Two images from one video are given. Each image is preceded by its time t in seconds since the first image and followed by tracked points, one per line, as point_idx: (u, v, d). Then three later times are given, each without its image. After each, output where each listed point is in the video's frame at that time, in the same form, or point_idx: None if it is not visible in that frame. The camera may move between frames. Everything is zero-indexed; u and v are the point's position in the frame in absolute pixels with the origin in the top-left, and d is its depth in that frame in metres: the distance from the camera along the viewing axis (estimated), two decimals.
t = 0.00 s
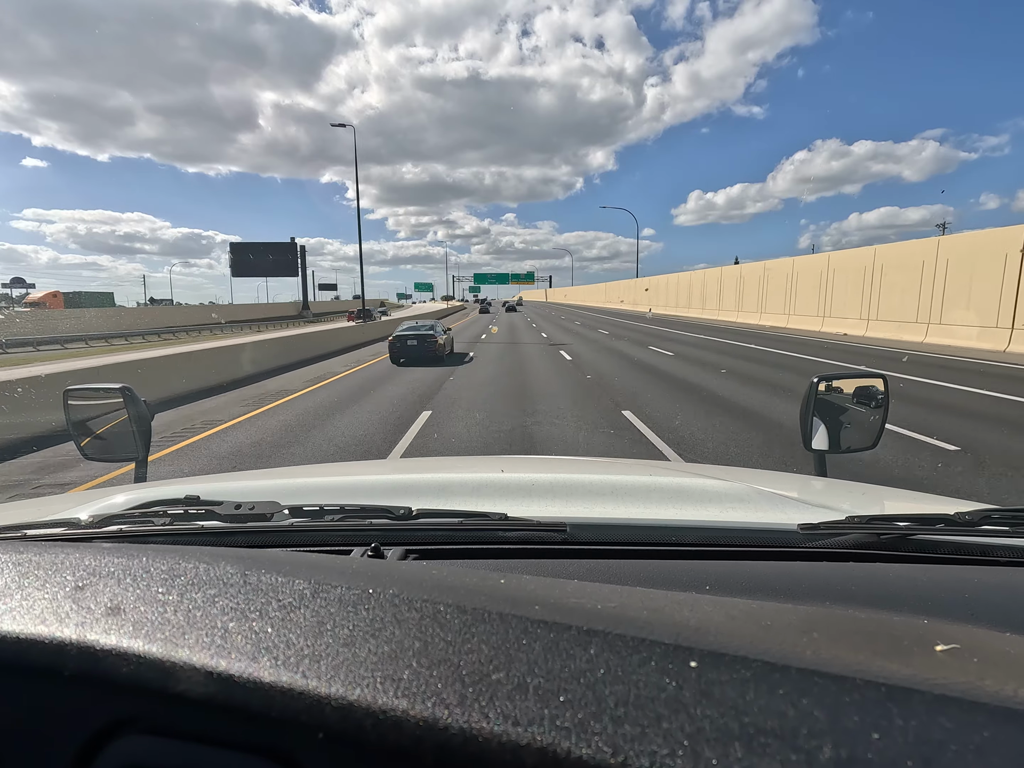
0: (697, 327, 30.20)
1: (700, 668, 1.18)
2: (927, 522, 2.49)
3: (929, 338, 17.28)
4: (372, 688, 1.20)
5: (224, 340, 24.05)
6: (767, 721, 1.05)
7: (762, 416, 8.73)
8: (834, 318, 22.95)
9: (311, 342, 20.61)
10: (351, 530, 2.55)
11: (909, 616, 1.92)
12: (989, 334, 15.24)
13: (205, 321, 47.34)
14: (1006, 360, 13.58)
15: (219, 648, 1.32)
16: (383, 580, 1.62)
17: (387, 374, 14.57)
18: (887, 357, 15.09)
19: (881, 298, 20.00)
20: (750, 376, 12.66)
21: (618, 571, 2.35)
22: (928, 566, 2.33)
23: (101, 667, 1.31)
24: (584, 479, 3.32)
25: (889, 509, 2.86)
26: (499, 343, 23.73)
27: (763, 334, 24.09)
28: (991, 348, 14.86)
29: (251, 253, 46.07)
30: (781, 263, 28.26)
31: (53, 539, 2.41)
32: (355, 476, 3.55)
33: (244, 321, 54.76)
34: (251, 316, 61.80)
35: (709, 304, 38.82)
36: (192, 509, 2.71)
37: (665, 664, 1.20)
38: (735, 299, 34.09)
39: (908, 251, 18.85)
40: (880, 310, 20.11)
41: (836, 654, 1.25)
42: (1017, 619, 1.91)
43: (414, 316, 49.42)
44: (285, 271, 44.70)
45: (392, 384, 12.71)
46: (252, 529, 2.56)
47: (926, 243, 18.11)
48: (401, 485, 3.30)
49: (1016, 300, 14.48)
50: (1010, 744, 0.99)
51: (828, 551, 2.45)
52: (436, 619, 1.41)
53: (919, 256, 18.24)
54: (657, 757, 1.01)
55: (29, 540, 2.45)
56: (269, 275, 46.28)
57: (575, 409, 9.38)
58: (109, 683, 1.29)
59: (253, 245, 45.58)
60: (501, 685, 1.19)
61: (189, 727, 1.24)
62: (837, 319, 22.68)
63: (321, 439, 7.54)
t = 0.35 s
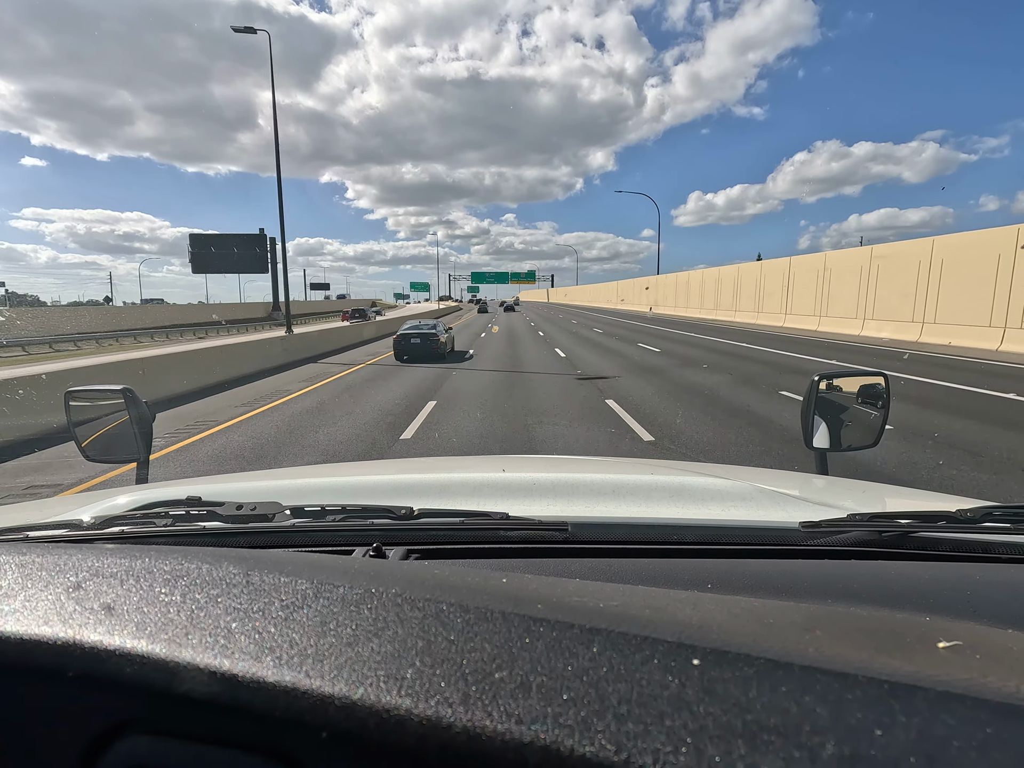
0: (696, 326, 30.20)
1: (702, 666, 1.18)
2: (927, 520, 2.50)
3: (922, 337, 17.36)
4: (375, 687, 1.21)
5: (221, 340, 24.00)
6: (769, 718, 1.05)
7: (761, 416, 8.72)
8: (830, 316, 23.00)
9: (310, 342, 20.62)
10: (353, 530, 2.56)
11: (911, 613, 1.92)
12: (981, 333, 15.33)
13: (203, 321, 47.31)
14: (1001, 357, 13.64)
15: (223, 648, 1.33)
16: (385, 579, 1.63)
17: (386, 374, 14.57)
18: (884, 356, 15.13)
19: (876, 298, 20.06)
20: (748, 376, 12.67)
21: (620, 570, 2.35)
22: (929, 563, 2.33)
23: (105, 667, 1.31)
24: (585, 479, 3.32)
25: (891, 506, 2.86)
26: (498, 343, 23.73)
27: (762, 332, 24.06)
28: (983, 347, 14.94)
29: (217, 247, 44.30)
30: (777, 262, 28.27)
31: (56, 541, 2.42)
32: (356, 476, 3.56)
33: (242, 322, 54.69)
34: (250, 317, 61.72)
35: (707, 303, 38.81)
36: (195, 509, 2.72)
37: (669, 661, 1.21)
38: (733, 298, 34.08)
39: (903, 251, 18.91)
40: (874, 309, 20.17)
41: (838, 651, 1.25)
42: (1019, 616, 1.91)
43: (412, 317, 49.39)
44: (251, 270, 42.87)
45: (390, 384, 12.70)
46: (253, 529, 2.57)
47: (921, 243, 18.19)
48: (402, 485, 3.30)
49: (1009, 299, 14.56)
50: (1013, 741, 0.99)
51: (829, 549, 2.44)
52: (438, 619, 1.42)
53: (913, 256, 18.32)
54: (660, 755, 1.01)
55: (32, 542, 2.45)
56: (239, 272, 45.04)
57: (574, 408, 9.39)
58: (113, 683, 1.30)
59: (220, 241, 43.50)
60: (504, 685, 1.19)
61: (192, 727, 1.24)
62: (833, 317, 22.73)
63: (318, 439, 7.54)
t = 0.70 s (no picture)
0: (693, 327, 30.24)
1: (701, 668, 1.19)
2: (926, 522, 2.51)
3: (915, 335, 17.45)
4: (375, 689, 1.21)
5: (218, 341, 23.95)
6: (767, 718, 1.05)
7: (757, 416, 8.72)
8: (826, 316, 23.06)
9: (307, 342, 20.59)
10: (353, 532, 2.56)
11: (910, 614, 1.92)
12: (972, 332, 15.42)
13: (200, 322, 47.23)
14: (995, 356, 13.69)
15: (222, 650, 1.33)
16: (385, 581, 1.63)
17: (384, 375, 14.55)
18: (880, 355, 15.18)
19: (870, 297, 20.14)
20: (746, 376, 12.69)
21: (620, 572, 2.35)
22: (928, 564, 2.34)
23: (105, 669, 1.31)
24: (584, 480, 3.33)
25: (890, 508, 2.86)
26: (496, 344, 23.73)
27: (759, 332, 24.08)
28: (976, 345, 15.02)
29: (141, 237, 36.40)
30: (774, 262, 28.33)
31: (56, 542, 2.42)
32: (354, 478, 3.57)
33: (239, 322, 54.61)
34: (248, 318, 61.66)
35: (705, 304, 38.85)
36: (195, 511, 2.72)
37: (667, 662, 1.21)
38: (730, 299, 34.13)
39: (895, 250, 18.97)
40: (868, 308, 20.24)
41: (837, 652, 1.26)
42: (1017, 616, 1.92)
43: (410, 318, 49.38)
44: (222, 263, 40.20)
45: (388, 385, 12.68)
46: (253, 531, 2.57)
47: (913, 242, 18.25)
48: (401, 486, 3.31)
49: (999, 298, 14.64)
50: (1011, 741, 0.99)
51: (828, 550, 2.45)
52: (438, 620, 1.42)
53: (906, 255, 18.39)
54: (659, 756, 1.01)
55: (31, 543, 2.45)
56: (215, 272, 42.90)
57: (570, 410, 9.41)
58: (112, 685, 1.30)
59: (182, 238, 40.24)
60: (503, 686, 1.20)
61: (193, 729, 1.24)
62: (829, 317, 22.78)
63: (314, 440, 7.52)
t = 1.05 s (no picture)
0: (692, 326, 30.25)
1: (700, 667, 1.19)
2: (926, 521, 2.51)
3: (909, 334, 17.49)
4: (374, 689, 1.21)
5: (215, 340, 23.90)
6: (767, 718, 1.05)
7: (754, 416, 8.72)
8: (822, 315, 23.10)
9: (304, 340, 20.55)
10: (352, 531, 2.56)
11: (910, 614, 1.92)
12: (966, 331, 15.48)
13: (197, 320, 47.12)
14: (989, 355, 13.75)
15: (219, 650, 1.32)
16: (384, 580, 1.63)
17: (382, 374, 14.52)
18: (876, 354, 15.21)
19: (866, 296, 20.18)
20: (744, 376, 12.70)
21: (619, 571, 2.35)
22: (927, 563, 2.34)
23: (102, 669, 1.31)
24: (583, 480, 3.32)
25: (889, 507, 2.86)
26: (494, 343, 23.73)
27: (754, 332, 24.11)
28: (970, 345, 15.08)
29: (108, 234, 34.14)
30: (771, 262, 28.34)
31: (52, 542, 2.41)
32: (352, 477, 3.56)
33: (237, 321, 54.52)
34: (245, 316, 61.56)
35: (703, 304, 38.87)
36: (193, 511, 2.71)
37: (666, 662, 1.21)
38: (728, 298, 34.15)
39: (891, 250, 19.01)
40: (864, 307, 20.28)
41: (836, 652, 1.26)
42: (1016, 615, 1.92)
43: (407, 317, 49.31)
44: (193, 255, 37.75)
45: (385, 384, 12.65)
46: (251, 530, 2.56)
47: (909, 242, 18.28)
48: (400, 485, 3.31)
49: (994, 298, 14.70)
50: (1011, 741, 0.99)
51: (828, 550, 2.45)
52: (436, 619, 1.42)
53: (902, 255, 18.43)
54: (658, 757, 1.01)
55: (29, 542, 2.45)
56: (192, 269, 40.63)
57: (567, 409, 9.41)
58: (109, 684, 1.29)
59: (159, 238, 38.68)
60: (502, 685, 1.19)
61: (190, 729, 1.24)
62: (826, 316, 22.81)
63: (310, 439, 7.50)
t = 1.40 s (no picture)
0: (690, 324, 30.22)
1: (702, 664, 1.19)
2: (925, 517, 2.52)
3: (904, 333, 17.51)
4: (375, 687, 1.21)
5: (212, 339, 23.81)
6: (769, 715, 1.05)
7: (753, 414, 8.71)
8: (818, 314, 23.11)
9: (302, 339, 20.48)
10: (352, 529, 2.56)
11: (910, 610, 1.92)
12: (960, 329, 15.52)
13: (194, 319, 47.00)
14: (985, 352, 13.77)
15: (221, 649, 1.32)
16: (385, 578, 1.63)
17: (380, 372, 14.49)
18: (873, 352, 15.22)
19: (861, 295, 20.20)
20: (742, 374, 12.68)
21: (620, 569, 2.35)
22: (927, 559, 2.34)
23: (103, 668, 1.31)
24: (583, 477, 3.32)
25: (889, 503, 2.86)
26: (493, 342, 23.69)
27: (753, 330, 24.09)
28: (964, 342, 15.11)
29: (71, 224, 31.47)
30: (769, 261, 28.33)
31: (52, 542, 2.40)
32: (351, 476, 3.55)
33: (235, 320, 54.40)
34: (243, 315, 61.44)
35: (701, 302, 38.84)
36: (193, 510, 2.71)
37: (668, 659, 1.21)
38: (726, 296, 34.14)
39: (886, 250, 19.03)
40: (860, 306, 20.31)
41: (838, 648, 1.26)
42: (1016, 611, 1.92)
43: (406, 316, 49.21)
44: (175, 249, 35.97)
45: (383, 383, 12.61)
46: (252, 529, 2.56)
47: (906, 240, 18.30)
48: (399, 484, 3.30)
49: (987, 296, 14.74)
50: (1013, 737, 0.99)
51: (828, 546, 2.45)
52: (438, 617, 1.41)
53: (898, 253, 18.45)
54: (660, 753, 1.01)
55: (29, 542, 2.44)
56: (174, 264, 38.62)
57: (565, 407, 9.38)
58: (111, 683, 1.29)
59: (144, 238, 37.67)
60: (505, 683, 1.19)
61: (192, 728, 1.24)
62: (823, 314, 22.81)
63: (307, 438, 7.46)
